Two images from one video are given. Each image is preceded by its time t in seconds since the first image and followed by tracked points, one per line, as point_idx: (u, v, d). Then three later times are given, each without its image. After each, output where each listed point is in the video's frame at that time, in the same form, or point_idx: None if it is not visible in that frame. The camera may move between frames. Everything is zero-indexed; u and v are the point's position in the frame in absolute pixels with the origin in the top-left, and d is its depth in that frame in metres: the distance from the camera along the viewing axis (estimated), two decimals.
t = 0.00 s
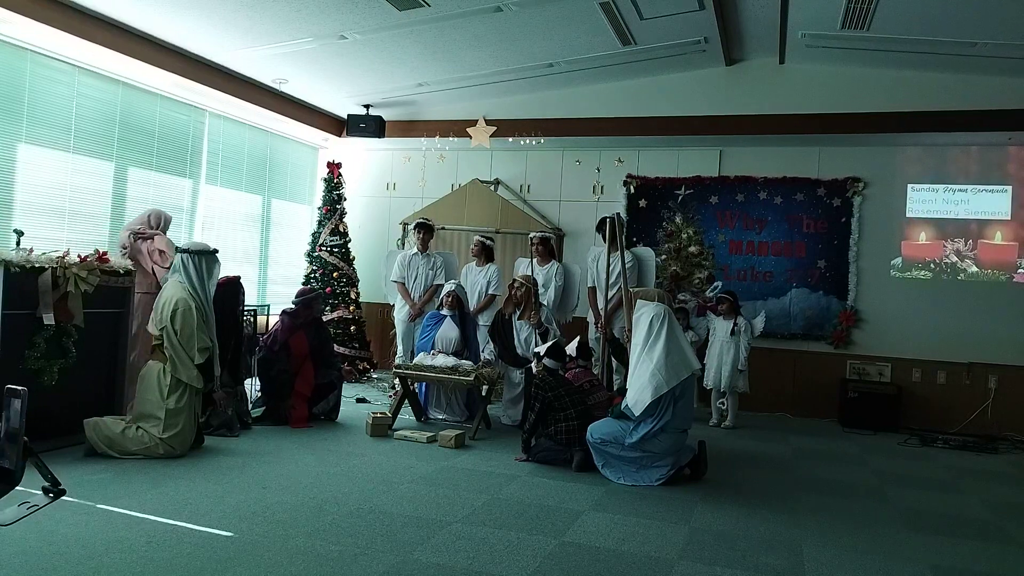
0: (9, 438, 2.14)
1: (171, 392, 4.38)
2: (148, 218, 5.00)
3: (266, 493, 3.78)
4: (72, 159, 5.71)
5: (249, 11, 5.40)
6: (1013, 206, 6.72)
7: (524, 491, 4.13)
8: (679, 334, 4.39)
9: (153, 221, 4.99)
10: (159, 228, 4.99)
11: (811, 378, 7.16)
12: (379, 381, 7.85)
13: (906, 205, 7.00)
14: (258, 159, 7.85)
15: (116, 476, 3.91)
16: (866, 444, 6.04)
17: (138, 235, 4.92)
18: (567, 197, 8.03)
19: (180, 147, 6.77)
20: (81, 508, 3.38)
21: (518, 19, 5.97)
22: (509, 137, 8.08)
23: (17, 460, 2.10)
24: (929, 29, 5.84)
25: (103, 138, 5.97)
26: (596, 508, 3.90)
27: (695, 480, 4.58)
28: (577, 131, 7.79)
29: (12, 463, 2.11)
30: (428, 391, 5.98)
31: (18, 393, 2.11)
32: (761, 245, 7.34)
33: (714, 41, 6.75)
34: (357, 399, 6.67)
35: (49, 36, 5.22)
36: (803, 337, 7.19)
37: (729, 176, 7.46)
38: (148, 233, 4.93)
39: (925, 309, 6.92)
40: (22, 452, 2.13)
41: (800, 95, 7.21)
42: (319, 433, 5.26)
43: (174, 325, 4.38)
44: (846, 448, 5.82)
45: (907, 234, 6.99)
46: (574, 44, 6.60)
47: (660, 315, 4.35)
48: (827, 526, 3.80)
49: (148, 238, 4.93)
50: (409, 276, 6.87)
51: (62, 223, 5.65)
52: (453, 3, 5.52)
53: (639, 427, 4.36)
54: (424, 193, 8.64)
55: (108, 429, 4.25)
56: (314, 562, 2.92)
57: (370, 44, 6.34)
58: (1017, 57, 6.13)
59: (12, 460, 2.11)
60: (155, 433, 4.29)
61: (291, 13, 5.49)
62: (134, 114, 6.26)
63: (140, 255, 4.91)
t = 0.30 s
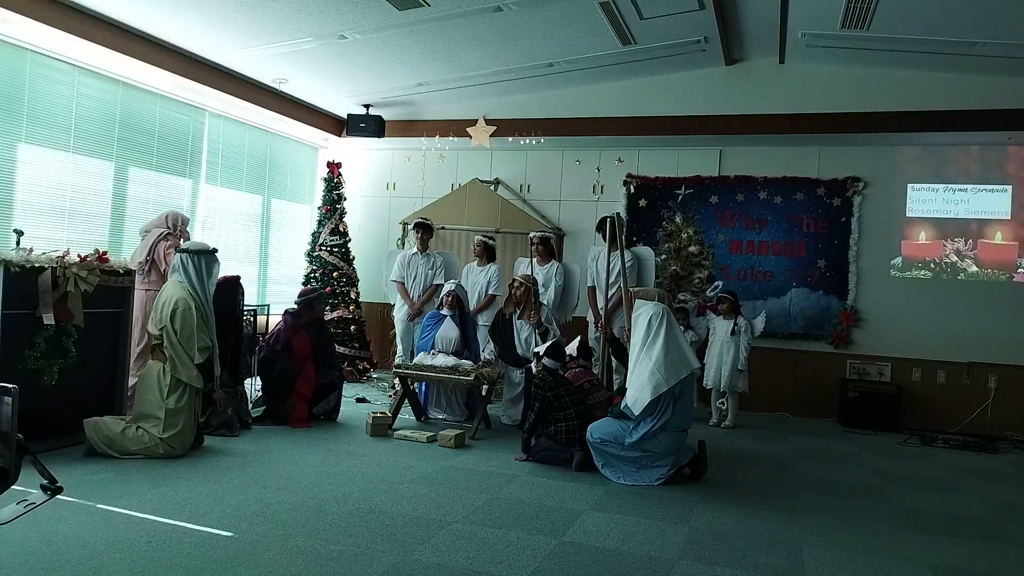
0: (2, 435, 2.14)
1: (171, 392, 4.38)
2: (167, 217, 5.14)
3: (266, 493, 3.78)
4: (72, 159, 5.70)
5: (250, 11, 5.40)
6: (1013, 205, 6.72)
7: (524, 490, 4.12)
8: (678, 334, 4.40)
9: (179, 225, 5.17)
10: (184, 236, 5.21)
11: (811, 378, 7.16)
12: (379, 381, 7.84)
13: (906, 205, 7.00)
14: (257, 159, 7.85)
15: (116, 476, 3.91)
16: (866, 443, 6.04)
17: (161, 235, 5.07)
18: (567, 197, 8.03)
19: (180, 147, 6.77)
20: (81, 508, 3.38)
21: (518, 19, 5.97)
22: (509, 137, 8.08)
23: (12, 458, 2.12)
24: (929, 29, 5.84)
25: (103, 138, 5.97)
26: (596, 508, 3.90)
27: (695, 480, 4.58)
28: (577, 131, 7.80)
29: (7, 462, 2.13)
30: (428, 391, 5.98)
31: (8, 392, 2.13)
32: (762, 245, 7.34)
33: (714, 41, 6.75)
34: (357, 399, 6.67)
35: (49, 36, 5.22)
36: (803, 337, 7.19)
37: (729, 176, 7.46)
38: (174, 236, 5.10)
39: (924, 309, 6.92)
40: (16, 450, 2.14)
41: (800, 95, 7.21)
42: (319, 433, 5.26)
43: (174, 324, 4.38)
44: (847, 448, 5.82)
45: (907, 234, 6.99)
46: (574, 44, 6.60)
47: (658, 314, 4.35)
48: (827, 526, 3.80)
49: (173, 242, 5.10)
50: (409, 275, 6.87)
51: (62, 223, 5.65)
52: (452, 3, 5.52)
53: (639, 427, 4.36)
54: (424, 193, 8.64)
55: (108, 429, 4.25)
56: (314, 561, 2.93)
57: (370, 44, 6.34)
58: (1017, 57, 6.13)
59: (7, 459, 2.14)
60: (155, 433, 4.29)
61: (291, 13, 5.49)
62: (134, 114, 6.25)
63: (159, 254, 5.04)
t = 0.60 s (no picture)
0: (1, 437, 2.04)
1: (170, 393, 4.38)
2: (178, 219, 4.84)
3: (266, 494, 3.78)
4: (70, 159, 5.70)
5: (250, 12, 5.40)
6: (1012, 206, 6.72)
7: (524, 491, 4.13)
8: (677, 334, 4.39)
9: (192, 231, 4.92)
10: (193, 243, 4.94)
11: (811, 378, 7.17)
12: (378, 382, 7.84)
13: (905, 205, 7.01)
14: (257, 160, 7.85)
15: (116, 476, 3.91)
16: (866, 444, 6.04)
17: (174, 240, 4.76)
18: (567, 197, 8.03)
19: (179, 148, 6.77)
20: (81, 509, 3.38)
21: (518, 19, 5.97)
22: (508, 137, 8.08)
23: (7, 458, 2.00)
24: (929, 29, 5.84)
25: (103, 139, 5.97)
26: (596, 508, 3.90)
27: (695, 480, 4.59)
28: (577, 132, 7.80)
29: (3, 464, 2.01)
30: (427, 391, 5.98)
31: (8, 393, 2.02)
32: (761, 245, 7.34)
33: (714, 42, 6.75)
34: (357, 399, 6.67)
35: (48, 36, 5.22)
36: (802, 337, 7.19)
37: (728, 177, 7.47)
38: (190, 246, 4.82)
39: (924, 309, 6.92)
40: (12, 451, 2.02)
41: (800, 95, 7.21)
42: (319, 434, 5.26)
43: (174, 325, 4.38)
44: (846, 448, 5.82)
45: (907, 234, 6.99)
46: (574, 44, 6.60)
47: (657, 315, 4.35)
48: (827, 526, 3.80)
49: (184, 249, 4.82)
50: (409, 276, 6.87)
51: (62, 224, 5.64)
52: (452, 3, 5.51)
53: (639, 427, 4.36)
54: (423, 193, 8.64)
55: (108, 430, 4.25)
56: (315, 562, 2.92)
57: (370, 44, 6.34)
58: (1017, 58, 6.13)
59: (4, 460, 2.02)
60: (154, 434, 4.30)
61: (291, 14, 5.49)
62: (133, 114, 6.26)
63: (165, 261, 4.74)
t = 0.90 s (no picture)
0: None
1: (156, 395, 4.35)
2: (185, 225, 4.72)
3: (252, 496, 3.76)
4: (54, 159, 5.65)
5: (236, 11, 5.38)
6: (996, 207, 6.78)
7: (512, 492, 4.12)
8: (665, 334, 4.40)
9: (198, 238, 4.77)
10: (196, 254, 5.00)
11: (798, 378, 7.20)
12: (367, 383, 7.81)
13: (891, 206, 7.06)
14: (244, 160, 7.81)
15: (100, 479, 3.88)
16: (852, 443, 6.07)
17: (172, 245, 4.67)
18: (555, 198, 8.03)
19: (166, 148, 6.73)
20: (65, 512, 3.35)
21: (506, 20, 5.97)
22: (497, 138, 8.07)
23: None
24: (915, 32, 5.89)
25: (88, 139, 5.93)
26: (584, 509, 3.90)
27: (683, 480, 4.60)
28: (565, 133, 7.81)
29: None
30: (416, 392, 5.96)
31: None
32: (749, 246, 7.38)
33: (702, 44, 6.77)
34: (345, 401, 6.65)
35: (32, 36, 5.17)
36: (789, 337, 7.22)
37: (716, 178, 7.49)
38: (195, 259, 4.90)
39: (909, 309, 6.97)
40: None
41: (786, 97, 7.25)
42: (307, 435, 5.24)
43: (161, 326, 4.36)
44: (833, 448, 5.85)
45: (892, 235, 7.04)
46: (563, 45, 6.60)
47: (645, 315, 4.35)
48: (813, 526, 3.82)
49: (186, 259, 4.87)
50: (397, 277, 6.85)
51: (46, 224, 5.59)
52: (441, 3, 5.51)
53: (627, 427, 4.37)
54: (412, 194, 8.62)
55: (92, 432, 4.21)
56: (301, 564, 2.91)
57: (358, 45, 6.33)
58: (1000, 60, 6.19)
59: None
60: (140, 436, 4.27)
61: (279, 14, 5.47)
62: (118, 114, 6.21)
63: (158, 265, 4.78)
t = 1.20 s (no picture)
0: None
1: (135, 396, 4.30)
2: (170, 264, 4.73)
3: (233, 498, 3.73)
4: (33, 157, 5.57)
5: (218, 10, 5.34)
6: (974, 208, 6.87)
7: (496, 492, 4.12)
8: (649, 334, 4.41)
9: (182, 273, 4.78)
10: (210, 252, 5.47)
11: (780, 378, 7.25)
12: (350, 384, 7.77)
13: (871, 207, 7.13)
14: (226, 159, 7.75)
15: (79, 481, 3.83)
16: (833, 442, 6.13)
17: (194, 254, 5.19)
18: (538, 199, 8.03)
19: (146, 147, 6.66)
20: (42, 515, 3.30)
21: (490, 20, 5.97)
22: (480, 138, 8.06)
23: None
24: (895, 35, 5.95)
25: (67, 138, 5.85)
26: (568, 509, 3.90)
27: (665, 479, 4.62)
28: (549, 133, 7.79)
29: None
30: (399, 392, 5.94)
31: None
32: (731, 246, 7.42)
33: (685, 45, 6.81)
34: (327, 402, 6.61)
35: (10, 33, 5.09)
36: (771, 337, 7.28)
37: (699, 179, 7.53)
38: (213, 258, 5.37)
39: (889, 309, 7.05)
40: None
41: (768, 99, 7.31)
42: (289, 436, 5.20)
43: (140, 327, 4.32)
44: (814, 447, 5.90)
45: (872, 236, 7.12)
46: (547, 46, 6.62)
47: (629, 315, 4.37)
48: (795, 524, 3.85)
49: (206, 258, 5.34)
50: (380, 277, 6.82)
51: (24, 223, 5.50)
52: (424, 3, 5.50)
53: (611, 427, 4.38)
54: (395, 194, 8.59)
55: (70, 434, 4.15)
56: (282, 567, 2.89)
57: (340, 44, 6.30)
58: (977, 63, 6.28)
59: None
60: (119, 438, 4.21)
61: (261, 12, 5.44)
62: (98, 112, 6.14)
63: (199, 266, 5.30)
